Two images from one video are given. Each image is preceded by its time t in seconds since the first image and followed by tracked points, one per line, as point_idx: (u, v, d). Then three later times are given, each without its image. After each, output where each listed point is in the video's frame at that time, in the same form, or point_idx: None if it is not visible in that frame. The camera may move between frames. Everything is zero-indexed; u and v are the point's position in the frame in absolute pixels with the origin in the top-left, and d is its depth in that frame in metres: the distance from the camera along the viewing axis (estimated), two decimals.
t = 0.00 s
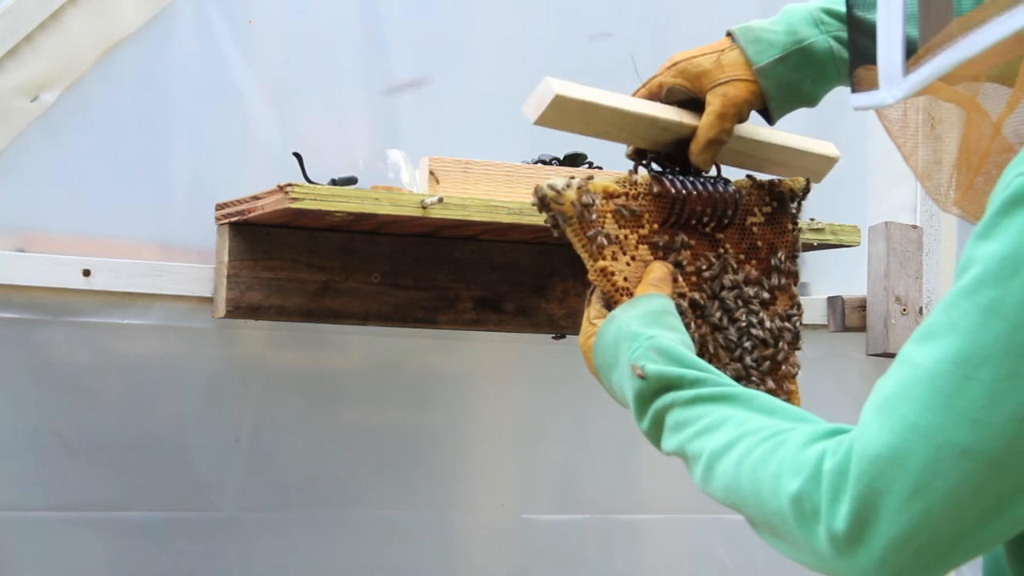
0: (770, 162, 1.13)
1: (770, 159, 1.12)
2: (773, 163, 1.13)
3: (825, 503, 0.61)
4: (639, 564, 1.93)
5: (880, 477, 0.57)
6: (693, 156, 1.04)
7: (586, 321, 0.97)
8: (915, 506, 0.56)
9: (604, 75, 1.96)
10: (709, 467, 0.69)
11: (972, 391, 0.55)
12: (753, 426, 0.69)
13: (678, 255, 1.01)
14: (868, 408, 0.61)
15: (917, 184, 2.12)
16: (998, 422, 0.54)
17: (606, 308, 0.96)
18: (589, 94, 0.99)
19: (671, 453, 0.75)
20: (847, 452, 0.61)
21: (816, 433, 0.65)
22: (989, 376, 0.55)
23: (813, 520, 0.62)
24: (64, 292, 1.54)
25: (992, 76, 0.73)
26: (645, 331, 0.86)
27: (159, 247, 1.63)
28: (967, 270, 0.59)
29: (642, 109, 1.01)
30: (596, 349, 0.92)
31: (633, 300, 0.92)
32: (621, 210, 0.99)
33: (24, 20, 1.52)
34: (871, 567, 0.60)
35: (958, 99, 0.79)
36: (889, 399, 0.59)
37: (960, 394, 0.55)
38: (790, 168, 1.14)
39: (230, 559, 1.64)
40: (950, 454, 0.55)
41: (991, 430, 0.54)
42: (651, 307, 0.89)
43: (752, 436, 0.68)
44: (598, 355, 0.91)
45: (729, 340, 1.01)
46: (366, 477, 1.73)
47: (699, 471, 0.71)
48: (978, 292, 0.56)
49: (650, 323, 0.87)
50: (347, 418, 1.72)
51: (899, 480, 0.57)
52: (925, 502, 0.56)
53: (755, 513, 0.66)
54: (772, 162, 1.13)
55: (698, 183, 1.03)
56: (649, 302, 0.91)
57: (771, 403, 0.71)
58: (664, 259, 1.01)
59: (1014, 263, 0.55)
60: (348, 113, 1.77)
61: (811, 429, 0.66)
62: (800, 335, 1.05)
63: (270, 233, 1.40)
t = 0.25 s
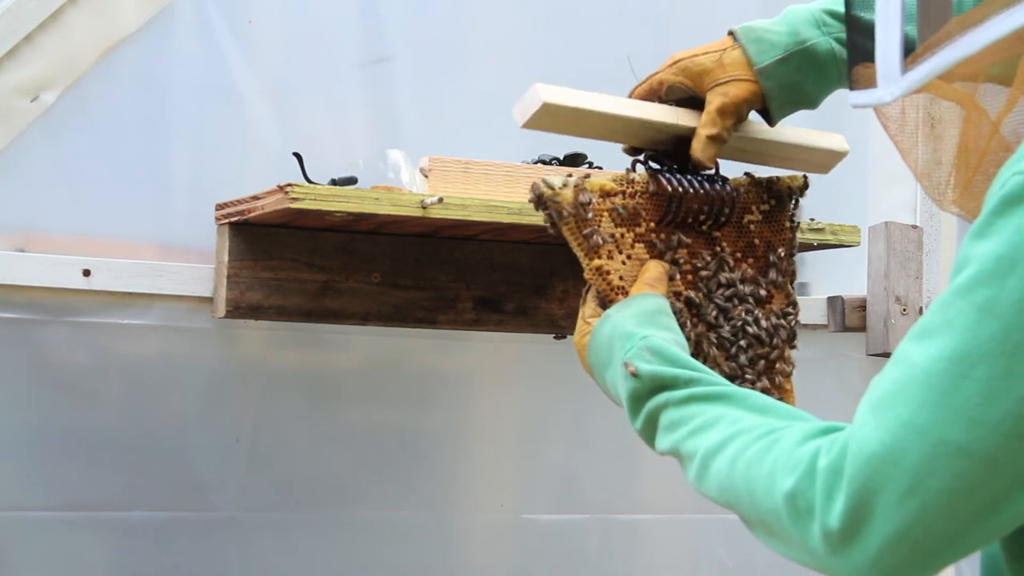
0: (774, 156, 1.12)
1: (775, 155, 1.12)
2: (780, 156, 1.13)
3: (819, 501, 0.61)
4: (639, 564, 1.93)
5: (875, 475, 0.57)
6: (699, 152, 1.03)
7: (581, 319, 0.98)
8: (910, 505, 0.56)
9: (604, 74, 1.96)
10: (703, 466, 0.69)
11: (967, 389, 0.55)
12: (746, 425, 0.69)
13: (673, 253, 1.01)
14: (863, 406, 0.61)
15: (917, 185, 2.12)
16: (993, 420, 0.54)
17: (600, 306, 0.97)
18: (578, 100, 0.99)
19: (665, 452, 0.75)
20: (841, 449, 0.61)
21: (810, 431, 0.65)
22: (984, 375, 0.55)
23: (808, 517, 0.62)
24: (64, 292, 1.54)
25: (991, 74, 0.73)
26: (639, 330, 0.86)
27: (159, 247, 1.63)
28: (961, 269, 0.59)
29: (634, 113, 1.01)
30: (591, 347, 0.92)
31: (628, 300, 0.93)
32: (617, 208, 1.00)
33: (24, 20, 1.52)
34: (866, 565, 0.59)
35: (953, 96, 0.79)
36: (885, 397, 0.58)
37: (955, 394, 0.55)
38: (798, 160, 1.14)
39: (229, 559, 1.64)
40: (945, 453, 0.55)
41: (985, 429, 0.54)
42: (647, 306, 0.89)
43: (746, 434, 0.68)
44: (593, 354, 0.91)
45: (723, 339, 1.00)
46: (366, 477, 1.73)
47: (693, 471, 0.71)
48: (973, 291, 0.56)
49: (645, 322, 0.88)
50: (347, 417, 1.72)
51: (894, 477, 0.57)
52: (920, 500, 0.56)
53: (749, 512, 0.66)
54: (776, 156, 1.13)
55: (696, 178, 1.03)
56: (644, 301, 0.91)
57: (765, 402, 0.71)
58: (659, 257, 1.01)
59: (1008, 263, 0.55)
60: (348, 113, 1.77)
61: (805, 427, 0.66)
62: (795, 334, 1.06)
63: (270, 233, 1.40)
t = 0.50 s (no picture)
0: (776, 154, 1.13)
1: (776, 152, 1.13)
2: (784, 156, 1.14)
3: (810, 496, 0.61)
4: (639, 564, 1.93)
5: (868, 470, 0.57)
6: (700, 151, 1.01)
7: (573, 319, 0.98)
8: (902, 499, 0.56)
9: (604, 74, 1.97)
10: (692, 464, 0.69)
11: (959, 387, 0.55)
12: (736, 424, 0.69)
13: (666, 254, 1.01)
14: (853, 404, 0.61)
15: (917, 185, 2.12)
16: (985, 418, 0.54)
17: (592, 307, 0.98)
18: (569, 111, 0.99)
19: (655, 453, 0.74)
20: (831, 445, 0.61)
21: (799, 428, 0.65)
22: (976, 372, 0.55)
23: (797, 512, 0.62)
24: (64, 292, 1.54)
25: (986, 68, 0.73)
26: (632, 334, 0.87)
27: (159, 247, 1.62)
28: (955, 267, 0.58)
29: (627, 121, 1.00)
30: (582, 348, 0.92)
31: (619, 301, 0.93)
32: (611, 209, 1.00)
33: (24, 20, 1.51)
34: (859, 560, 0.59)
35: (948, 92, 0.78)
36: (878, 393, 0.58)
37: (949, 391, 0.55)
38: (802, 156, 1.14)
39: (229, 559, 1.64)
40: (937, 449, 0.55)
41: (977, 426, 0.54)
42: (636, 311, 0.90)
43: (734, 433, 0.68)
44: (585, 354, 0.92)
45: (714, 342, 1.00)
46: (367, 478, 1.73)
47: (681, 470, 0.71)
48: (968, 289, 0.56)
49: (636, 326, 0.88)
50: (347, 417, 1.72)
51: (887, 474, 0.57)
52: (912, 495, 0.56)
53: (739, 511, 0.66)
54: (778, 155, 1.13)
55: (693, 181, 1.03)
56: (636, 304, 0.91)
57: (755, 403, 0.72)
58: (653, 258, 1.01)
59: (1003, 261, 0.55)
60: (349, 113, 1.77)
61: (793, 425, 0.66)
62: (789, 337, 1.06)
63: (270, 233, 1.40)
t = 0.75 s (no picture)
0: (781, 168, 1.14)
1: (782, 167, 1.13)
2: (795, 168, 1.14)
3: (793, 488, 0.62)
4: (638, 564, 1.94)
5: (855, 460, 0.58)
6: (699, 164, 1.01)
7: (559, 322, 0.98)
8: (888, 489, 0.57)
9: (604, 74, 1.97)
10: (672, 462, 0.70)
11: (947, 381, 0.56)
12: (714, 422, 0.70)
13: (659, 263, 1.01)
14: (841, 398, 0.62)
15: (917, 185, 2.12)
16: (971, 412, 0.55)
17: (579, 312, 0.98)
18: (570, 119, 0.99)
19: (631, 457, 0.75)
20: (816, 437, 0.61)
21: (778, 421, 0.66)
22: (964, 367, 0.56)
23: (779, 503, 0.62)
24: (64, 292, 1.53)
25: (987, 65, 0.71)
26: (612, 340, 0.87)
27: (159, 247, 1.62)
28: (946, 264, 0.59)
29: (627, 130, 1.00)
30: (565, 352, 0.92)
31: (603, 309, 0.93)
32: (604, 215, 1.00)
33: (24, 20, 1.51)
34: (844, 550, 0.60)
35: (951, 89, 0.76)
36: (867, 385, 0.59)
37: (938, 385, 0.56)
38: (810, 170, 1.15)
39: (229, 559, 1.64)
40: (923, 442, 0.56)
41: (963, 420, 0.55)
42: (619, 317, 0.90)
43: (713, 430, 0.69)
44: (567, 358, 0.91)
45: (700, 353, 1.00)
46: (367, 478, 1.73)
47: (661, 467, 0.72)
48: (959, 286, 0.57)
49: (618, 332, 0.88)
50: (348, 417, 1.72)
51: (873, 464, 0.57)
52: (897, 486, 0.57)
53: (720, 508, 0.67)
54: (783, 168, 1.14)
55: (692, 192, 1.03)
56: (621, 311, 0.92)
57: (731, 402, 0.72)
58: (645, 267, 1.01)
59: (993, 258, 0.56)
60: (349, 113, 1.77)
61: (772, 419, 0.67)
62: (777, 354, 1.06)
63: (270, 233, 1.40)
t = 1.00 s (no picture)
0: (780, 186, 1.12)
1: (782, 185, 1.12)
2: (796, 186, 1.12)
3: (767, 475, 0.63)
4: (638, 563, 1.94)
5: (835, 445, 0.59)
6: (682, 179, 1.00)
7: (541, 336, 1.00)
8: (868, 470, 0.59)
9: (604, 74, 1.97)
10: (647, 459, 0.71)
11: (929, 370, 0.57)
12: (695, 415, 0.71)
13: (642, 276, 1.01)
14: (825, 385, 0.63)
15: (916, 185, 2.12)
16: (952, 399, 0.56)
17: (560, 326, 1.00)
18: (546, 135, 0.97)
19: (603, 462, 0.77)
20: (795, 424, 0.63)
21: (759, 408, 0.67)
22: (947, 358, 0.57)
23: (755, 486, 0.64)
24: (64, 292, 1.53)
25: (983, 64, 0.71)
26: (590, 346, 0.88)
27: (159, 247, 1.62)
28: (935, 258, 0.60)
29: (603, 147, 0.99)
30: (543, 361, 0.93)
31: (580, 321, 0.93)
32: (585, 231, 1.00)
33: (24, 20, 1.51)
34: (819, 533, 0.62)
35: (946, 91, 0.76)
36: (852, 372, 0.61)
37: (920, 375, 0.57)
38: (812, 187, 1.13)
39: (229, 559, 1.64)
40: (904, 428, 0.57)
41: (943, 408, 0.57)
42: (593, 329, 0.91)
43: (685, 424, 0.71)
44: (543, 369, 0.93)
45: (686, 365, 1.00)
46: (367, 478, 1.73)
47: (636, 468, 0.73)
48: (946, 279, 0.58)
49: (592, 341, 0.89)
50: (348, 417, 1.72)
51: (852, 450, 0.59)
52: (876, 467, 0.59)
53: (693, 498, 0.68)
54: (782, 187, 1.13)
55: (673, 207, 1.03)
56: (591, 323, 0.92)
57: (717, 397, 0.74)
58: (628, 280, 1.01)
59: (980, 252, 0.57)
60: (349, 113, 1.77)
61: (745, 408, 0.69)
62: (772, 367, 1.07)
63: (270, 233, 1.40)
